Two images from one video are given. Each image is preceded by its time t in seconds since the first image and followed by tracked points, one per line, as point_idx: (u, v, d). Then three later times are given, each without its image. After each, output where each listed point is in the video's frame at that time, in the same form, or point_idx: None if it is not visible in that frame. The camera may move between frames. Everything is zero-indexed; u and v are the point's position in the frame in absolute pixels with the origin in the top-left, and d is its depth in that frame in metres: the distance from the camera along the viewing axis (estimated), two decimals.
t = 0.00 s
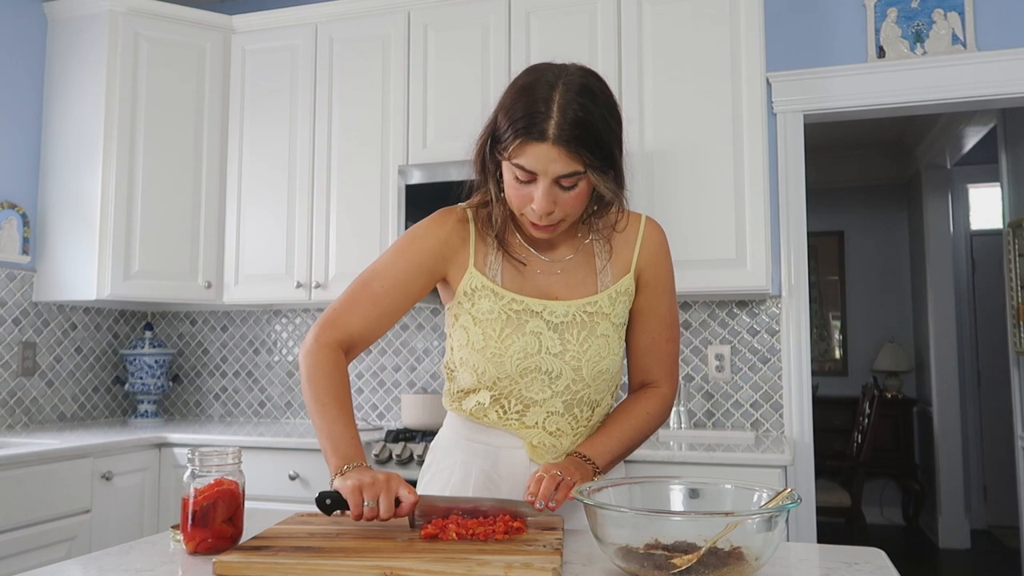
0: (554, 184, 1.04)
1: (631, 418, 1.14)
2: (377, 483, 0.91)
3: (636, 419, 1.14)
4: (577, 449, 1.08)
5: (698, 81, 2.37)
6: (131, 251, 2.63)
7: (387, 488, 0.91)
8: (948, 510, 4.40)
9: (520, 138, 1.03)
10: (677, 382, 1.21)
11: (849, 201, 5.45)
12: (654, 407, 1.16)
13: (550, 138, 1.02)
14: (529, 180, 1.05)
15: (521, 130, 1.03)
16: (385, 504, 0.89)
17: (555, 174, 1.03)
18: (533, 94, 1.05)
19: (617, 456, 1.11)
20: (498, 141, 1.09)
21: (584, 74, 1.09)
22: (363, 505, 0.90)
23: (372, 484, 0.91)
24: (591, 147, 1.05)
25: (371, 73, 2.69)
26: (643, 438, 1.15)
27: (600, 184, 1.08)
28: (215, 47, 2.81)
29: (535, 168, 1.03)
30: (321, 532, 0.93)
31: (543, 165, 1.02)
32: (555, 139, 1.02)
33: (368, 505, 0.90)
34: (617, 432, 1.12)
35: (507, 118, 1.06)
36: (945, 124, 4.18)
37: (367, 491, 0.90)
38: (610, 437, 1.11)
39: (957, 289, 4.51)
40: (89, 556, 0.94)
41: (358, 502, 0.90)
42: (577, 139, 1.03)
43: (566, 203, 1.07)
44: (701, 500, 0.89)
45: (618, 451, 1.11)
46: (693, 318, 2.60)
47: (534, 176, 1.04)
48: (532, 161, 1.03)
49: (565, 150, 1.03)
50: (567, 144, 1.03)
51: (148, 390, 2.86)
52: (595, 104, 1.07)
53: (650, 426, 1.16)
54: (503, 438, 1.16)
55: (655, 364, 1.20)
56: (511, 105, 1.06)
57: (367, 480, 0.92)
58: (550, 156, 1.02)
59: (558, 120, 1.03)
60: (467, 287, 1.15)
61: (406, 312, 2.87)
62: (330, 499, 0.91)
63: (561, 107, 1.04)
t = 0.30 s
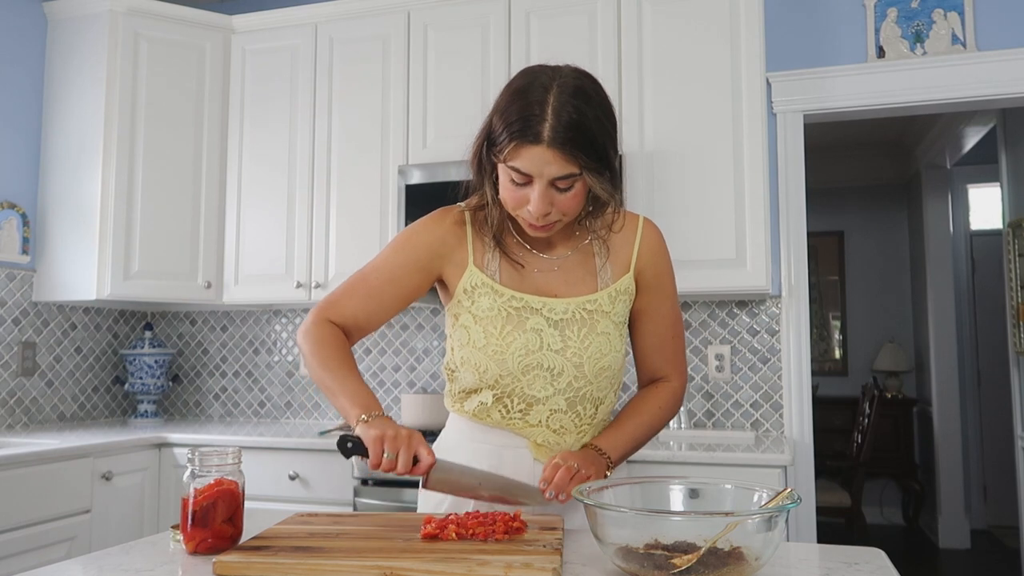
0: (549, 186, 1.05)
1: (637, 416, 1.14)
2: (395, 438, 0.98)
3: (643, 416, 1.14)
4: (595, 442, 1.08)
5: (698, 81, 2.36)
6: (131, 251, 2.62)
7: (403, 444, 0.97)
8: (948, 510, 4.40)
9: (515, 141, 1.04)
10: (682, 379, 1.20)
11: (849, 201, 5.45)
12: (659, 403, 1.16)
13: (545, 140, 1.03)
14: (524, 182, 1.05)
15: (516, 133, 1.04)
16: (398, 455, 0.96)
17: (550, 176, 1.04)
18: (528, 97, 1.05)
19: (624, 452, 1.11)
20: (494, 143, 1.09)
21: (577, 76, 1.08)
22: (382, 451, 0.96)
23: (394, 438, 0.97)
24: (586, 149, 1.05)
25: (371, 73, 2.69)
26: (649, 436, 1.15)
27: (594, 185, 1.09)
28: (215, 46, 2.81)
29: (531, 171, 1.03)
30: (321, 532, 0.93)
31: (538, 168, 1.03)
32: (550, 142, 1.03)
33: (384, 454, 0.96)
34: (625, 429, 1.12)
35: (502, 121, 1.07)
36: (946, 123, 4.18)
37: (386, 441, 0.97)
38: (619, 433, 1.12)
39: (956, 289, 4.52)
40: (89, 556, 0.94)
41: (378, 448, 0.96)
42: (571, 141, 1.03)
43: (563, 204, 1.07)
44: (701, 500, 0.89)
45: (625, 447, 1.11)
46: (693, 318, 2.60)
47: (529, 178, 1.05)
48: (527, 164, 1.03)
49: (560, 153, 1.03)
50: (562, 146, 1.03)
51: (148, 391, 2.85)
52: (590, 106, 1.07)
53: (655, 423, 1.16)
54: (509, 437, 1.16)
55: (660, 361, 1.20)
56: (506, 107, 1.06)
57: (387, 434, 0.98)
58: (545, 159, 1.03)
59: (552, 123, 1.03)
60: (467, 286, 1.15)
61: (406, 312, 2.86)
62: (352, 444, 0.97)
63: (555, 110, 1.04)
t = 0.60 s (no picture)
0: (552, 158, 1.06)
1: (665, 412, 1.03)
2: (404, 469, 1.01)
3: (675, 413, 1.03)
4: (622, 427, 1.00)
5: (699, 81, 2.37)
6: (131, 251, 2.62)
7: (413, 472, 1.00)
8: (949, 510, 4.40)
9: (517, 116, 1.07)
10: (721, 383, 1.08)
11: (848, 201, 5.45)
12: (693, 406, 1.04)
13: (542, 112, 1.05)
14: (527, 157, 1.07)
15: (517, 109, 1.07)
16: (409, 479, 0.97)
17: (550, 146, 1.05)
18: (527, 78, 1.08)
19: (650, 451, 1.01)
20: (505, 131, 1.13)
21: (576, 56, 1.10)
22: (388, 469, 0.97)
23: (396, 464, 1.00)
24: (583, 119, 1.06)
25: (371, 73, 2.69)
26: (681, 441, 1.04)
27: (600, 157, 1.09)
28: (215, 46, 2.81)
29: (531, 143, 1.05)
30: (322, 531, 0.93)
31: (538, 139, 1.05)
32: (546, 112, 1.05)
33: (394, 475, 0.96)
34: (652, 421, 1.02)
35: (505, 102, 1.10)
36: (946, 123, 4.18)
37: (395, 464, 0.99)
38: (649, 425, 1.01)
39: (957, 289, 4.52)
40: (89, 556, 0.94)
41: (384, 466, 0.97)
42: (568, 111, 1.05)
43: (567, 179, 1.07)
44: (701, 500, 0.88)
45: (654, 445, 1.01)
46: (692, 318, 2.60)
47: (531, 152, 1.06)
48: (527, 137, 1.06)
49: (558, 123, 1.05)
50: (559, 115, 1.04)
51: (148, 391, 2.85)
52: (590, 80, 1.08)
53: (690, 429, 1.03)
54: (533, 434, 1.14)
55: (692, 364, 1.09)
56: (508, 89, 1.10)
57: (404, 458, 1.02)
58: (544, 129, 1.05)
59: (549, 94, 1.05)
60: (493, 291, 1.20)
61: (405, 312, 2.87)
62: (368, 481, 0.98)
63: (553, 84, 1.06)
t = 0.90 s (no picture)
0: (565, 153, 1.05)
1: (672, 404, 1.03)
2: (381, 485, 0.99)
3: (682, 409, 1.03)
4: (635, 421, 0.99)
5: (699, 81, 2.36)
6: (130, 252, 2.62)
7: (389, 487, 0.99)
8: (949, 510, 4.40)
9: (531, 111, 1.07)
10: (723, 380, 1.09)
11: (848, 201, 5.45)
12: (698, 402, 1.05)
13: (558, 105, 1.05)
14: (540, 152, 1.06)
15: (531, 104, 1.07)
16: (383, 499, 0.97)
17: (565, 141, 1.05)
18: (539, 74, 1.08)
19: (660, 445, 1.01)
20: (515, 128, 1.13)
21: (590, 54, 1.11)
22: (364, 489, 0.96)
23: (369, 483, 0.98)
24: (598, 114, 1.06)
25: (371, 73, 2.69)
26: (686, 435, 1.04)
27: (611, 155, 1.08)
28: (215, 46, 2.81)
29: (546, 137, 1.05)
30: (322, 532, 0.93)
31: (553, 133, 1.04)
32: (562, 106, 1.05)
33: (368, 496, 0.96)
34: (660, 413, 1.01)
35: (518, 99, 1.10)
36: (946, 124, 4.18)
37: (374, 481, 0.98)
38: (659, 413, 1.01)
39: (957, 289, 4.52)
40: (89, 556, 0.94)
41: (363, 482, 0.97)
42: (585, 105, 1.05)
43: (580, 174, 1.06)
44: (701, 500, 0.88)
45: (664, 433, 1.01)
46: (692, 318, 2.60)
47: (545, 147, 1.06)
48: (542, 131, 1.05)
49: (574, 117, 1.05)
50: (575, 110, 1.05)
51: (148, 391, 2.85)
52: (604, 78, 1.09)
53: (695, 424, 1.04)
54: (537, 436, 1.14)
55: (697, 363, 1.10)
56: (521, 85, 1.10)
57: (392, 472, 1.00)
58: (559, 124, 1.05)
59: (565, 89, 1.05)
60: (497, 290, 1.19)
61: (405, 312, 2.87)
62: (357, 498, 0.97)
63: (569, 80, 1.06)
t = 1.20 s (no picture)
0: (577, 146, 1.05)
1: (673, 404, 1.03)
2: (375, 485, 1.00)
3: (681, 408, 1.03)
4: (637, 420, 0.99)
5: (699, 81, 2.36)
6: (130, 252, 2.62)
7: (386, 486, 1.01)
8: (949, 510, 4.40)
9: (543, 105, 1.07)
10: (720, 380, 1.09)
11: (848, 201, 5.45)
12: (695, 400, 1.05)
13: (571, 99, 1.05)
14: (552, 144, 1.06)
15: (543, 97, 1.07)
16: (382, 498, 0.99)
17: (578, 134, 1.04)
18: (550, 69, 1.09)
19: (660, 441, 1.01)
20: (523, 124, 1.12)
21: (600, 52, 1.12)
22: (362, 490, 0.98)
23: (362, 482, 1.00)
24: (610, 109, 1.07)
25: (371, 73, 2.69)
26: (684, 435, 1.04)
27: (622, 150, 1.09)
28: (215, 47, 2.81)
29: (559, 129, 1.05)
30: (322, 532, 0.93)
31: (567, 125, 1.04)
32: (576, 100, 1.05)
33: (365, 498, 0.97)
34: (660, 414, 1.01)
35: (528, 92, 1.10)
36: (946, 124, 4.19)
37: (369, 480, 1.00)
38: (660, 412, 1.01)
39: (957, 289, 4.52)
40: (89, 556, 0.94)
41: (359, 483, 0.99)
42: (597, 100, 1.06)
43: (591, 166, 1.06)
44: (701, 500, 0.88)
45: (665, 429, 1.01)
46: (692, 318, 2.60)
47: (557, 139, 1.05)
48: (555, 123, 1.05)
49: (588, 110, 1.05)
50: (588, 104, 1.05)
51: (148, 390, 2.85)
52: (615, 75, 1.10)
53: (693, 424, 1.05)
54: (535, 436, 1.14)
55: (694, 361, 1.09)
56: (531, 79, 1.10)
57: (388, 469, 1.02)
58: (573, 116, 1.05)
59: (578, 84, 1.06)
60: (493, 287, 1.19)
61: (405, 312, 2.87)
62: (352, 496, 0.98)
63: (581, 74, 1.07)
